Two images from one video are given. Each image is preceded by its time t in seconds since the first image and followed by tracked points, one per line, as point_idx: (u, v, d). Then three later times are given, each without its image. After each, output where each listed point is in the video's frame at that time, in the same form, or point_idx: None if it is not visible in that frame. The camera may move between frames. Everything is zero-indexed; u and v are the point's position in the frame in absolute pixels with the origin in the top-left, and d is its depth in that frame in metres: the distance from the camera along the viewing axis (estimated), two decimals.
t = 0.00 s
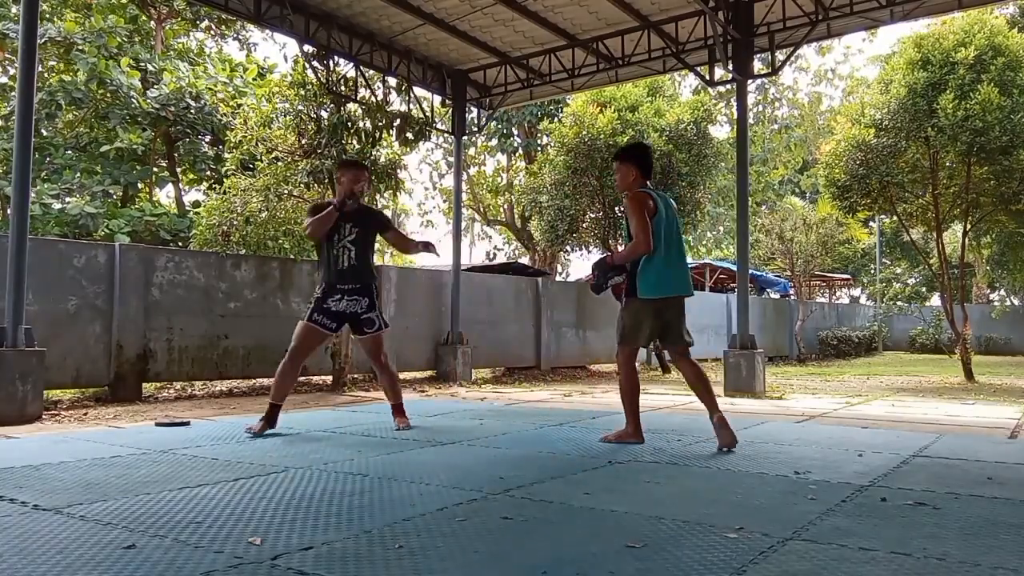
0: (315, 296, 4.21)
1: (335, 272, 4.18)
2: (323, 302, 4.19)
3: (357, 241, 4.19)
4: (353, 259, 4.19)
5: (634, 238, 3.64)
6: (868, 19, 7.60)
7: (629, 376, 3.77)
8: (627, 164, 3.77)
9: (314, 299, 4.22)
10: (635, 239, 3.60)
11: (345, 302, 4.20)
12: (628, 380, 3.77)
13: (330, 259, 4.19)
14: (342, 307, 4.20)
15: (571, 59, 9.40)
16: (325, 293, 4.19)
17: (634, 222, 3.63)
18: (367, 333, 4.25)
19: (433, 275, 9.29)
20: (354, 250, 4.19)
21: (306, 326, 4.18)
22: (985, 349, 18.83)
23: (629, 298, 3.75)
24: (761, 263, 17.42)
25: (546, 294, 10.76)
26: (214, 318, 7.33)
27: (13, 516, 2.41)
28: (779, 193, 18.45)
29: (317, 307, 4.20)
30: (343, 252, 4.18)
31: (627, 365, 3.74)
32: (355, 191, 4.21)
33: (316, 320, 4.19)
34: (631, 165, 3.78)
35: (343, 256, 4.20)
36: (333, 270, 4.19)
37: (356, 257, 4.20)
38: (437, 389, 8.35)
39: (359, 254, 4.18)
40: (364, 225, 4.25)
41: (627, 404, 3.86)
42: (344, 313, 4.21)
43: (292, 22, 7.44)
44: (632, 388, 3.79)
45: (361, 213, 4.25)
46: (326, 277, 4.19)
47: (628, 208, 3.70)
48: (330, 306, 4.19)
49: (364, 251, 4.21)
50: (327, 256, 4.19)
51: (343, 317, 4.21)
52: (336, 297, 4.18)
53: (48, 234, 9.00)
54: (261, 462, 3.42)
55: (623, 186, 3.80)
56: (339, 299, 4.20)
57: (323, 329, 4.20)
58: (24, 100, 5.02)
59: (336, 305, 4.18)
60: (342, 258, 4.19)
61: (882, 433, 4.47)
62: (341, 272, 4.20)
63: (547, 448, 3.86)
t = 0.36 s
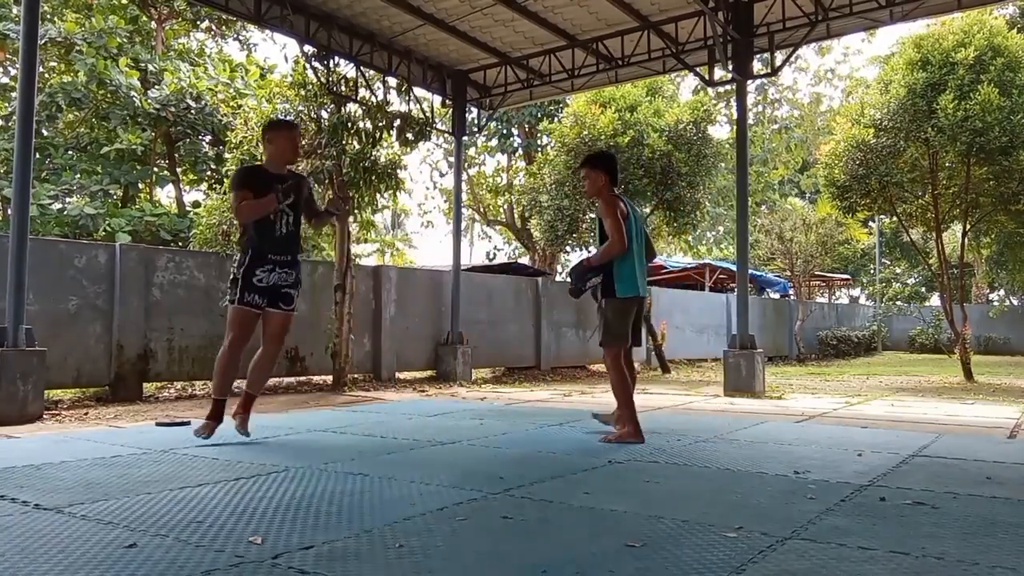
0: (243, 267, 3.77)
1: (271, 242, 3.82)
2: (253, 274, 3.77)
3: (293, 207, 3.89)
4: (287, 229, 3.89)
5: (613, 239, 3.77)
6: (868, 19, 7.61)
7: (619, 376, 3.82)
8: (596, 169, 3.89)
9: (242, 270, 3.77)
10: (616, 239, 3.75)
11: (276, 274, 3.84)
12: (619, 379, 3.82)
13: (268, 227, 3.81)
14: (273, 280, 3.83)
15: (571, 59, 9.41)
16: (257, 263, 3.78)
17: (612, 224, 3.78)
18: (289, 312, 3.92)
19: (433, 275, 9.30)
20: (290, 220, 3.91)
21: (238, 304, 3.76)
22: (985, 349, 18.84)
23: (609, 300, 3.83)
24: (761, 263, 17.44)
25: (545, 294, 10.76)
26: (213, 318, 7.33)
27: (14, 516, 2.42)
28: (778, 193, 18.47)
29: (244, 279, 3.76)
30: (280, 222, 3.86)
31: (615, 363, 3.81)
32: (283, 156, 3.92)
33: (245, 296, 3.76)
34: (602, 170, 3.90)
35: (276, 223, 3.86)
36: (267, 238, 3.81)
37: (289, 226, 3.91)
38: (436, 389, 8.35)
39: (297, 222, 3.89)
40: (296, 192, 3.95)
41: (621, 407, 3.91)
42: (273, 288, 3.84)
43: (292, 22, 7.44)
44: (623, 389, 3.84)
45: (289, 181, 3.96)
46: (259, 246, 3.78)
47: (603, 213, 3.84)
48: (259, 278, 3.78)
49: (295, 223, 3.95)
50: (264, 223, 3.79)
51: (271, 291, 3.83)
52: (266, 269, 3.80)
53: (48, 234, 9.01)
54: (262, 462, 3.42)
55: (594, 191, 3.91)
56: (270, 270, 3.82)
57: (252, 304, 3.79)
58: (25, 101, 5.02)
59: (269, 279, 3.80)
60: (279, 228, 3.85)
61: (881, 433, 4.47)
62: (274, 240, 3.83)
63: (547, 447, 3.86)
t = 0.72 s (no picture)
0: (188, 271, 3.44)
1: (218, 246, 3.52)
2: (197, 279, 3.47)
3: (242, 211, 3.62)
4: (233, 232, 3.61)
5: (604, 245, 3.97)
6: (868, 18, 7.60)
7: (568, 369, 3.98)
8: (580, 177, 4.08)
9: (186, 273, 3.44)
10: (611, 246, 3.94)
11: (217, 280, 3.55)
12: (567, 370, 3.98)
13: (216, 229, 3.51)
14: (217, 286, 3.54)
15: (571, 59, 9.40)
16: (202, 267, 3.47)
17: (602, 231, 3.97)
18: (227, 322, 3.65)
19: (433, 275, 9.29)
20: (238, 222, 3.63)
21: (179, 305, 3.43)
22: (985, 349, 18.83)
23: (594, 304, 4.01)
24: (762, 263, 17.44)
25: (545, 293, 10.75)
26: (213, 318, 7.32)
27: (13, 516, 2.41)
28: (779, 193, 18.46)
29: (188, 283, 3.44)
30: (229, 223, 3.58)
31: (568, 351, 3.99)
32: (237, 157, 3.61)
33: (188, 302, 3.44)
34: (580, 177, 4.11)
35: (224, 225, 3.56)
36: (214, 242, 3.51)
37: (236, 229, 3.62)
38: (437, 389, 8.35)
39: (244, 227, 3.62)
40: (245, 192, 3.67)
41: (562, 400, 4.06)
42: (215, 295, 3.55)
43: (292, 22, 7.43)
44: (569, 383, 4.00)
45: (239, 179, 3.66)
46: (206, 250, 3.48)
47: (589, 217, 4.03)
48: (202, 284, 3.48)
49: (240, 223, 3.66)
50: (213, 224, 3.50)
51: (213, 297, 3.53)
52: (211, 274, 3.51)
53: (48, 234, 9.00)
54: (262, 462, 3.41)
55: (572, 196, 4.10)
56: (213, 276, 3.53)
57: (189, 315, 3.47)
58: (24, 101, 5.01)
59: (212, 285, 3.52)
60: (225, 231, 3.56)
61: (882, 433, 4.47)
62: (219, 245, 3.53)
63: (547, 448, 3.86)
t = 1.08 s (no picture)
0: (158, 269, 3.20)
1: (187, 240, 3.29)
2: (169, 277, 3.24)
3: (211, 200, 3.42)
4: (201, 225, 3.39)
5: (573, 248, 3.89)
6: (868, 18, 7.59)
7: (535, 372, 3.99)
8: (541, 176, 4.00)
9: (156, 272, 3.20)
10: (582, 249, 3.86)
11: (189, 277, 3.32)
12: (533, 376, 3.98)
13: (185, 222, 3.28)
14: (190, 283, 3.32)
15: (571, 59, 9.40)
16: (172, 264, 3.25)
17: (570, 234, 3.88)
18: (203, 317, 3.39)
19: (434, 275, 9.29)
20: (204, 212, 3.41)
21: (151, 314, 3.17)
22: (985, 349, 18.84)
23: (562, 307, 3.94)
24: (762, 263, 17.47)
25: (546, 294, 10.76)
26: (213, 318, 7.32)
27: (13, 516, 2.41)
28: (779, 193, 18.45)
29: (159, 284, 3.21)
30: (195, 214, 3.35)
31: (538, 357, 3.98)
32: (208, 145, 3.37)
33: (162, 305, 3.21)
34: (542, 177, 4.02)
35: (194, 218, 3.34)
36: (183, 236, 3.28)
37: (202, 220, 3.40)
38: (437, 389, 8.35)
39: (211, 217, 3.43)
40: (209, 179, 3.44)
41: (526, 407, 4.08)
42: (188, 293, 3.32)
43: (292, 22, 7.43)
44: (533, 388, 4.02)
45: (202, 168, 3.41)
46: (175, 244, 3.25)
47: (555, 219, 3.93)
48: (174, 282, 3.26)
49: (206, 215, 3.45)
50: (182, 216, 3.27)
51: (186, 297, 3.32)
52: (182, 269, 3.29)
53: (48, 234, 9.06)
54: (261, 462, 3.41)
55: (534, 197, 4.01)
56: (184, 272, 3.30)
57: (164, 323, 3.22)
58: (24, 101, 5.01)
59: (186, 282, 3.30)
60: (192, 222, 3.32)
61: (882, 433, 4.47)
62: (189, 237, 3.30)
63: (546, 448, 3.85)
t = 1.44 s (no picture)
0: (146, 266, 3.02)
1: (182, 246, 3.13)
2: (156, 278, 3.05)
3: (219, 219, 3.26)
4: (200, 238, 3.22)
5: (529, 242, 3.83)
6: (868, 18, 7.60)
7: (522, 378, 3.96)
8: (502, 171, 3.98)
9: (144, 269, 3.02)
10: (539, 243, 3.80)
11: (175, 284, 3.12)
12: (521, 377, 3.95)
13: (186, 228, 3.12)
14: (174, 290, 3.12)
15: (571, 59, 9.40)
16: (161, 266, 3.07)
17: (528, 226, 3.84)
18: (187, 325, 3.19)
19: (433, 275, 9.29)
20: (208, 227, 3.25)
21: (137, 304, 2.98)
22: (985, 349, 18.83)
23: (513, 299, 3.87)
24: (762, 263, 17.47)
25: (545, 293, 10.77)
26: (213, 318, 7.32)
27: (13, 516, 2.41)
28: (779, 193, 18.45)
29: (145, 282, 3.02)
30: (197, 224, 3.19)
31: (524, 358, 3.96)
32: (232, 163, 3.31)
33: (146, 301, 3.01)
34: (506, 174, 3.99)
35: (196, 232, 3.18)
36: (179, 241, 3.12)
37: (205, 233, 3.25)
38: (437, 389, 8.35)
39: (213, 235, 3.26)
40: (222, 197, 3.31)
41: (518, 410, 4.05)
42: (171, 299, 3.12)
43: (292, 22, 7.43)
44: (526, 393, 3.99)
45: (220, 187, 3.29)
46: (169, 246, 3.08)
47: (517, 213, 3.89)
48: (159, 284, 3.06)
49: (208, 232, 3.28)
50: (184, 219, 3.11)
51: (169, 302, 3.10)
52: (170, 274, 3.10)
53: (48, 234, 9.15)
54: (261, 462, 3.41)
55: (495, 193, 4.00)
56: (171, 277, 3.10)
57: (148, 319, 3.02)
58: (24, 101, 5.01)
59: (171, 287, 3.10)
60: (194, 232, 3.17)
61: (882, 433, 4.47)
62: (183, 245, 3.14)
63: (546, 448, 3.86)
